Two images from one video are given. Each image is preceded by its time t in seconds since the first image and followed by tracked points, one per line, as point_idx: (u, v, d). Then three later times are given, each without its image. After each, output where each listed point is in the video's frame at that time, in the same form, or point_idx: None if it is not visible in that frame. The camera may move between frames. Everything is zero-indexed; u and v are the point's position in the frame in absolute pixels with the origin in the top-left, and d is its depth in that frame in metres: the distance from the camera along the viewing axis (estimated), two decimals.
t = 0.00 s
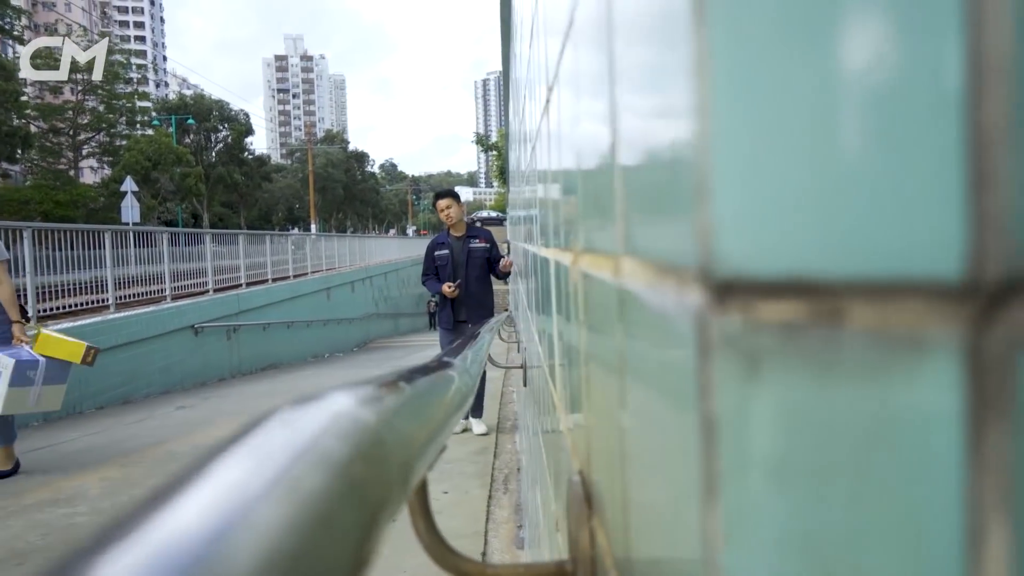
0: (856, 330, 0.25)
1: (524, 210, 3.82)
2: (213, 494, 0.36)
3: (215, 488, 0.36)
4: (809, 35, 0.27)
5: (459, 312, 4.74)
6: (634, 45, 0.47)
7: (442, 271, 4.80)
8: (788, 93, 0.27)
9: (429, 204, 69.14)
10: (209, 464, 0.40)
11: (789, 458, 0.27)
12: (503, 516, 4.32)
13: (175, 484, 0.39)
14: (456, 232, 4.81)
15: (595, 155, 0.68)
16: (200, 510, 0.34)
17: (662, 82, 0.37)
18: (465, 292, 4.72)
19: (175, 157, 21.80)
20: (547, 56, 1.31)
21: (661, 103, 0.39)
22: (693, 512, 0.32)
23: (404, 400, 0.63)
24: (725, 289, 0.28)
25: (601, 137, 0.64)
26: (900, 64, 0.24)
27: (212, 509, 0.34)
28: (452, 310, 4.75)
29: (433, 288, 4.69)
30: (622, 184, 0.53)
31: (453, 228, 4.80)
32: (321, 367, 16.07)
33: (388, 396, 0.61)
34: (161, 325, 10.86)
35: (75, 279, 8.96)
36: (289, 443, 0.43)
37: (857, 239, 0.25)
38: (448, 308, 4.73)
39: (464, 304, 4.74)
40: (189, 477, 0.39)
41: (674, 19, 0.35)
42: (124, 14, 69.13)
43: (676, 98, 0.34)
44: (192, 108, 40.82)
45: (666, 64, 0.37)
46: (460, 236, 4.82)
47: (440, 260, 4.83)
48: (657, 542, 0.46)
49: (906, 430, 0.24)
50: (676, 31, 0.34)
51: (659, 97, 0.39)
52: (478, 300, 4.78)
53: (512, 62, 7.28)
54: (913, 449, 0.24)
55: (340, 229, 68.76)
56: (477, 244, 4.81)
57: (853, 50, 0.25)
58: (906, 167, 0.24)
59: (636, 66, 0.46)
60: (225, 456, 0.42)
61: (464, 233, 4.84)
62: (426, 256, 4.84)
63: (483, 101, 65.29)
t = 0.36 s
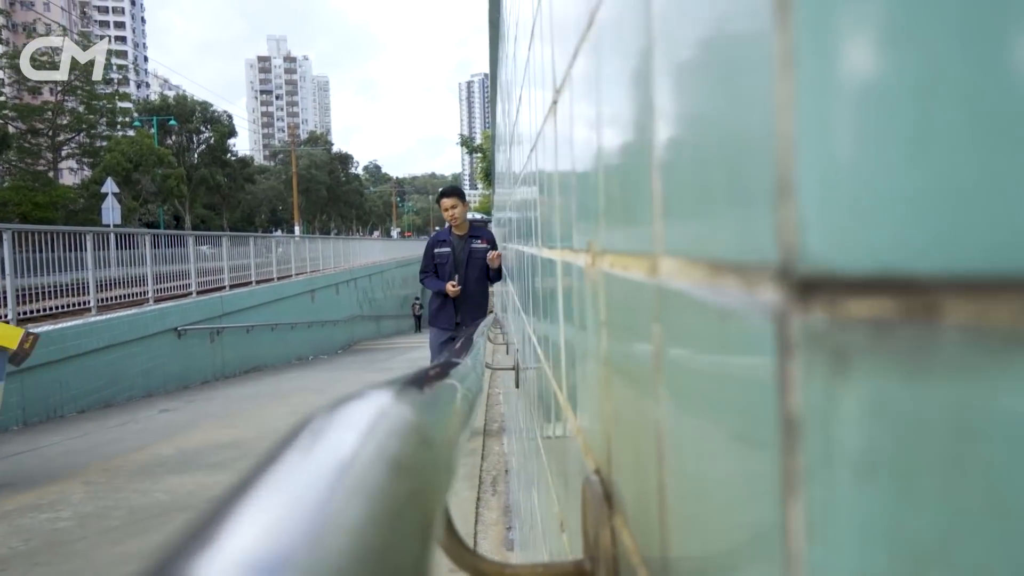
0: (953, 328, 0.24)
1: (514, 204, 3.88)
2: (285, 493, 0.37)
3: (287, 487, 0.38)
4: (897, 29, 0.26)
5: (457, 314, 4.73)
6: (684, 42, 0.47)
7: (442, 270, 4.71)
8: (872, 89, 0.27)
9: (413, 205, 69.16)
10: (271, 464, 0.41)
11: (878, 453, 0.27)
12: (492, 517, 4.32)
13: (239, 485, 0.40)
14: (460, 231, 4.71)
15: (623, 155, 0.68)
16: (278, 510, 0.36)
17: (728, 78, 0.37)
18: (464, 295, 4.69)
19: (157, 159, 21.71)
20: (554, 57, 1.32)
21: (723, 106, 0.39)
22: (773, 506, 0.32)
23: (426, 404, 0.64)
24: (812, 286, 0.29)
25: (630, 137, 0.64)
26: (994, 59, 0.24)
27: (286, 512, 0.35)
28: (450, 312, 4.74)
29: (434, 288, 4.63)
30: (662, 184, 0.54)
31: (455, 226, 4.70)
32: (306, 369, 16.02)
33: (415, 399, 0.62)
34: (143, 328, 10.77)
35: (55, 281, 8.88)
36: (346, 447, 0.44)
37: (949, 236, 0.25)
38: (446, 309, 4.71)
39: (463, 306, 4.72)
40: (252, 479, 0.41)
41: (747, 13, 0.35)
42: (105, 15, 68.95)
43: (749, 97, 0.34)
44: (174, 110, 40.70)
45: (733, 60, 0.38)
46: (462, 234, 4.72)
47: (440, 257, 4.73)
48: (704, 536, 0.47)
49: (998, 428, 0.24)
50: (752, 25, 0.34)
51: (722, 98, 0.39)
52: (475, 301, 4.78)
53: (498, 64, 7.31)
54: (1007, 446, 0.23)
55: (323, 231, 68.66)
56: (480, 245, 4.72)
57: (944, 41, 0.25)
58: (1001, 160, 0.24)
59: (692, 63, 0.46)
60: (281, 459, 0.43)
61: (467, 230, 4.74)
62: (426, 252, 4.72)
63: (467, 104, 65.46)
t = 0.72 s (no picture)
0: None
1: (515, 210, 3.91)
2: (344, 498, 0.49)
3: (344, 493, 0.50)
4: (977, 47, 0.26)
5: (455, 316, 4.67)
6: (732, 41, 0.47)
7: (444, 271, 4.60)
8: (942, 104, 0.27)
9: (407, 206, 69.15)
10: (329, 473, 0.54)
11: (961, 466, 0.27)
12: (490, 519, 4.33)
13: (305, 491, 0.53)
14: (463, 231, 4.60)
15: (652, 158, 0.68)
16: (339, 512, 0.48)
17: (790, 85, 0.38)
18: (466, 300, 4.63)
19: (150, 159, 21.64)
20: (566, 60, 1.31)
21: (786, 109, 0.39)
22: (847, 519, 0.32)
23: (455, 410, 0.76)
24: (888, 298, 0.29)
25: (662, 142, 0.64)
26: None
27: (346, 511, 0.48)
28: (447, 314, 4.67)
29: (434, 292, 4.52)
30: (700, 191, 0.54)
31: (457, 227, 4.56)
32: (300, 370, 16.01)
33: (445, 410, 0.74)
34: (137, 329, 10.73)
35: (47, 282, 8.83)
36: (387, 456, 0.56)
37: None
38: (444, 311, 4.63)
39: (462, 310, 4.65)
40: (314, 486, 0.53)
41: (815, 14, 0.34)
42: (97, 14, 69.11)
43: (819, 106, 0.34)
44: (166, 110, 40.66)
45: (799, 59, 0.37)
46: (466, 236, 4.62)
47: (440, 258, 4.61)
48: (744, 539, 0.47)
49: None
50: (819, 33, 0.34)
51: (785, 100, 0.39)
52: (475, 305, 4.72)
53: (495, 65, 7.31)
54: None
55: (317, 232, 68.67)
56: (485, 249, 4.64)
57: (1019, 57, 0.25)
58: None
59: (738, 69, 0.46)
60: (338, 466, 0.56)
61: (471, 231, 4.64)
62: (427, 251, 4.59)
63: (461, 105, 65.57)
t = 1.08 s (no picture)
0: None
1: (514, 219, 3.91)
2: (394, 506, 0.65)
3: (394, 501, 0.66)
4: None
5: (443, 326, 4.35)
6: (762, 52, 0.47)
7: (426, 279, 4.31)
8: (989, 127, 0.27)
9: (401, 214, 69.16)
10: (374, 485, 0.69)
11: (1010, 484, 0.27)
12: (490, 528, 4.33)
13: (356, 499, 0.69)
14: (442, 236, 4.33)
15: (670, 169, 0.69)
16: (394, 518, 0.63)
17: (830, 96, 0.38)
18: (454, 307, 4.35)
19: (144, 166, 21.57)
20: (575, 70, 1.31)
21: (823, 121, 0.39)
22: (892, 529, 0.32)
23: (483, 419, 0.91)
24: (937, 314, 0.29)
25: (683, 154, 0.65)
26: None
27: (398, 515, 0.64)
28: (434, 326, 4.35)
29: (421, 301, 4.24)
30: (725, 203, 0.54)
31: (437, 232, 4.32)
32: (295, 377, 15.97)
33: (469, 420, 0.89)
34: (131, 338, 10.68)
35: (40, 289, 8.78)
36: (423, 467, 0.71)
37: None
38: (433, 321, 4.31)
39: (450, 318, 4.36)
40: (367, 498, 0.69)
41: (857, 28, 0.35)
42: (91, 21, 69.10)
43: (862, 119, 0.34)
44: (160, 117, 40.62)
45: (836, 72, 0.38)
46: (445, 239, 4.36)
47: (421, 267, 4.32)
48: (773, 548, 0.47)
49: None
50: (861, 48, 0.34)
51: (822, 110, 0.39)
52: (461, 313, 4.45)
53: (491, 72, 7.31)
54: None
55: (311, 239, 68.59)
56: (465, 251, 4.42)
57: None
58: None
59: (764, 89, 0.47)
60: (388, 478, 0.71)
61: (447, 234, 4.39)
62: (405, 260, 4.30)
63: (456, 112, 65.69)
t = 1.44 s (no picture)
0: None
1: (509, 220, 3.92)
2: (427, 509, 0.77)
3: (426, 505, 0.77)
4: None
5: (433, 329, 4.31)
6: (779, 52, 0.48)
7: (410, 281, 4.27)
8: (1013, 134, 0.28)
9: (394, 218, 69.16)
10: (404, 493, 0.81)
11: None
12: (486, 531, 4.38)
13: (386, 506, 0.80)
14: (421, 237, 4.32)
15: (679, 178, 0.70)
16: (426, 515, 0.76)
17: (858, 91, 0.38)
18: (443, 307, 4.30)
19: (135, 170, 21.55)
20: (577, 76, 1.33)
21: (845, 119, 0.39)
22: (920, 529, 0.33)
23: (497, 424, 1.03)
24: (964, 319, 0.29)
25: (693, 159, 0.66)
26: None
27: (430, 516, 0.75)
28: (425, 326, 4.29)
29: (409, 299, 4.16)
30: (739, 208, 0.55)
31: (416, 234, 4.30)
32: (287, 382, 15.94)
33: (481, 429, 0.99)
34: (122, 343, 10.63)
35: (30, 294, 8.74)
36: (447, 475, 0.84)
37: None
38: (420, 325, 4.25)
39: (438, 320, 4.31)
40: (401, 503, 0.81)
41: (889, 25, 0.34)
42: (82, 25, 69.09)
43: (888, 116, 0.35)
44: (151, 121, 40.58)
45: (858, 72, 0.38)
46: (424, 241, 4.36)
47: (404, 269, 4.28)
48: (790, 548, 0.48)
49: None
50: (886, 55, 0.35)
51: (844, 108, 0.39)
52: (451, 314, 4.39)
53: (485, 77, 7.34)
54: None
55: (303, 244, 68.53)
56: (448, 251, 4.41)
57: None
58: None
59: (780, 97, 0.48)
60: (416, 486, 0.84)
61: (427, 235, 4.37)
62: (388, 262, 4.25)
63: (448, 117, 65.82)
